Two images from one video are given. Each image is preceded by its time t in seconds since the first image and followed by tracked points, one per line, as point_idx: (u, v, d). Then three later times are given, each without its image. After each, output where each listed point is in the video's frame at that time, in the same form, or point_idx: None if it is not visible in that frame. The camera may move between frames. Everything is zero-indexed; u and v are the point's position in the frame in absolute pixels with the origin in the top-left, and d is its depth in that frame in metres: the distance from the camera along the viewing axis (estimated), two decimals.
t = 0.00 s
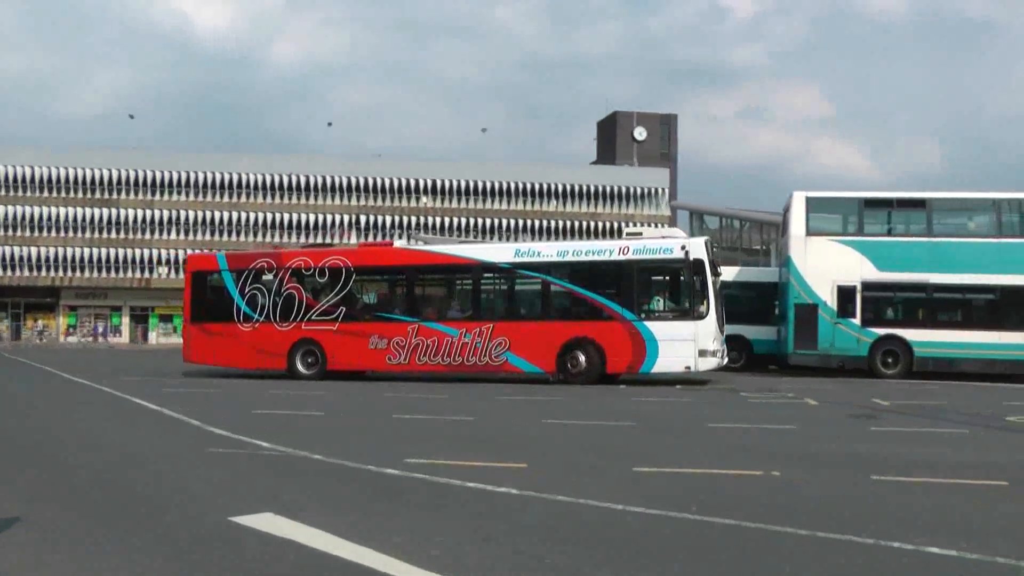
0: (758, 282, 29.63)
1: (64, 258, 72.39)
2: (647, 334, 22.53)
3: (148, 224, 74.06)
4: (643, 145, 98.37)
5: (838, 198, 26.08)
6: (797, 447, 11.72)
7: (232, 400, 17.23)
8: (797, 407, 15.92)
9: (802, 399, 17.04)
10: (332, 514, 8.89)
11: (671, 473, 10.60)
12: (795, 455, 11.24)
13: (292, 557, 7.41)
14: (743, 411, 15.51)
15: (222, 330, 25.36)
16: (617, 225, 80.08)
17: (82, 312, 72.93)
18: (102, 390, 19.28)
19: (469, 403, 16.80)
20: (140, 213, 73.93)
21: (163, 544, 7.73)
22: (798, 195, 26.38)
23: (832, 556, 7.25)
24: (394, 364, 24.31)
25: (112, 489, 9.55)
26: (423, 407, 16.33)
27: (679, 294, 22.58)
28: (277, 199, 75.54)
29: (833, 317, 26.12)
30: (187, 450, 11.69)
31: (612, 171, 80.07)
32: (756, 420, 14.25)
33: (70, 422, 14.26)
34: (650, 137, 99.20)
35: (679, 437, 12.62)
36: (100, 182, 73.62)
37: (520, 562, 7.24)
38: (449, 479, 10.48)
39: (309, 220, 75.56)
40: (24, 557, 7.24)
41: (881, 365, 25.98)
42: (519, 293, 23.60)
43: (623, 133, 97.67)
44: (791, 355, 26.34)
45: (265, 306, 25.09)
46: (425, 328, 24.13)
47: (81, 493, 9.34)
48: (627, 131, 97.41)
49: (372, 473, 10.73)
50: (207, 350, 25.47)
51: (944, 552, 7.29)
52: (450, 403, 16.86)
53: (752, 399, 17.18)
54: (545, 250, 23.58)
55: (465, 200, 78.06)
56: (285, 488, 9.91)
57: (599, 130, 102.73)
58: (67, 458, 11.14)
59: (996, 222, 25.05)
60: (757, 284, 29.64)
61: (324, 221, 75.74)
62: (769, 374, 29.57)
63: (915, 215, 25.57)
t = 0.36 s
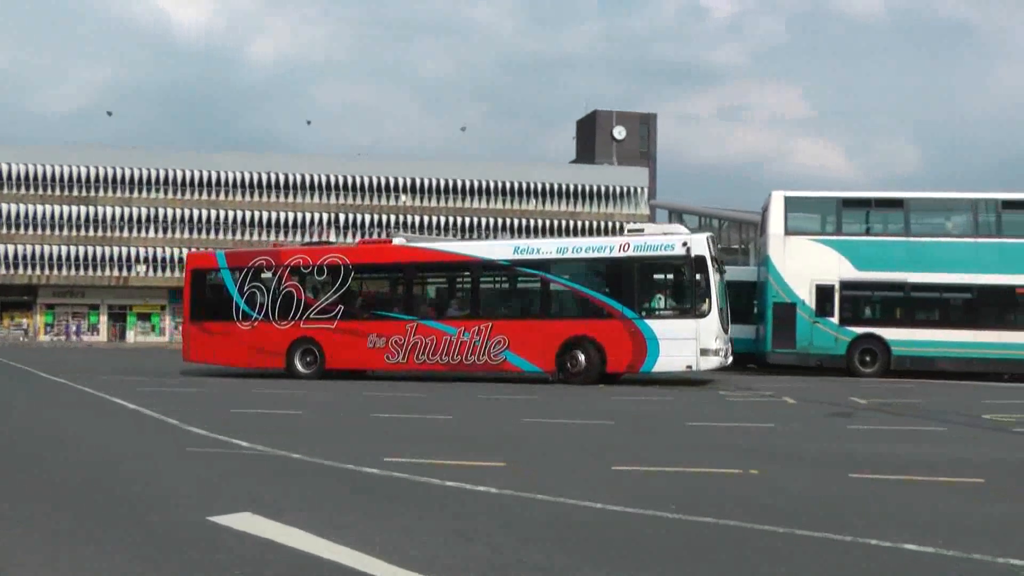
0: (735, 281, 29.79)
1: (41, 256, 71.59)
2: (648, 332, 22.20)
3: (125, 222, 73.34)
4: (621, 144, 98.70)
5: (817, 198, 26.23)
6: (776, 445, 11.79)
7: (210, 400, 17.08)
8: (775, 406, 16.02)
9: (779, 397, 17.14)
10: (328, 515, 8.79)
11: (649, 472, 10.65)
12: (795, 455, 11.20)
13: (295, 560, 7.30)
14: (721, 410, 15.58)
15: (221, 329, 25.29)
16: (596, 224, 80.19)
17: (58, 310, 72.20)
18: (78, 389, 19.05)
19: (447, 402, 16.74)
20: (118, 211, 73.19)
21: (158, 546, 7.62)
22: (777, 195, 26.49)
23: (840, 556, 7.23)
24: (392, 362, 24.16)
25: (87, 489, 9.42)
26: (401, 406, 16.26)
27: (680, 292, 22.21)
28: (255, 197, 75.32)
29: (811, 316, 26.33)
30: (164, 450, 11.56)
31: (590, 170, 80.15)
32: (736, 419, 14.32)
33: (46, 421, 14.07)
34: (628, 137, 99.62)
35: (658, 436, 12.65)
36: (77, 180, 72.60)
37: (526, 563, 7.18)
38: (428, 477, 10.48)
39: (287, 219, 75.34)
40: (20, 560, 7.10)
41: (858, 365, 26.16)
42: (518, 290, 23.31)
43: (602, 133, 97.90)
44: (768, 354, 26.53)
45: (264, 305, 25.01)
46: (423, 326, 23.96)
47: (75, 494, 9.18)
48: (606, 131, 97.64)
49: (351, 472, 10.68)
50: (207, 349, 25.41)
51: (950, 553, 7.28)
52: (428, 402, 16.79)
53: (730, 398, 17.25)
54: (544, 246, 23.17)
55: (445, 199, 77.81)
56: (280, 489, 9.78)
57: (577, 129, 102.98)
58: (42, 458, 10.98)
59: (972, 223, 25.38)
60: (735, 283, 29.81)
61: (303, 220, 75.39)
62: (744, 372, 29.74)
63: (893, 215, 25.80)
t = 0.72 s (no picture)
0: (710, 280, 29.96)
1: (14, 255, 70.97)
2: (649, 331, 21.73)
3: (99, 220, 72.63)
4: (598, 143, 98.90)
5: (792, 197, 26.53)
6: (753, 444, 11.84)
7: (188, 399, 16.96)
8: (753, 405, 16.09)
9: (755, 396, 17.22)
10: (324, 516, 8.68)
11: (624, 470, 10.68)
12: (795, 455, 11.17)
13: (288, 560, 7.23)
14: (700, 409, 15.64)
15: (220, 328, 25.11)
16: (573, 223, 80.14)
17: (32, 309, 71.60)
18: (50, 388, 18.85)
19: (426, 401, 16.69)
20: (93, 209, 72.44)
21: (154, 546, 7.51)
22: (751, 194, 26.78)
23: (845, 552, 7.22)
24: (390, 362, 23.87)
25: (58, 489, 9.31)
26: (380, 405, 16.20)
27: (681, 289, 21.75)
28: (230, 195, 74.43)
29: (785, 315, 26.52)
30: (139, 449, 11.45)
31: (566, 169, 80.08)
32: (714, 418, 14.38)
33: (24, 420, 13.93)
34: (605, 136, 99.86)
35: (635, 436, 12.69)
36: (51, 177, 72.03)
37: (531, 563, 7.10)
38: (404, 476, 10.46)
39: (264, 217, 74.63)
40: (14, 563, 6.97)
41: (833, 363, 26.38)
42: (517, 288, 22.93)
43: (579, 131, 98.06)
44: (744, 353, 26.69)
45: (263, 304, 24.85)
46: (421, 325, 23.62)
47: (67, 495, 9.03)
48: (583, 130, 97.80)
49: (327, 471, 10.63)
50: (206, 348, 25.21)
51: (960, 549, 7.29)
52: (407, 401, 16.74)
53: (705, 396, 17.32)
54: (544, 244, 22.75)
55: (421, 198, 77.51)
56: (275, 490, 9.66)
57: (555, 128, 103.11)
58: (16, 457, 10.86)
59: (946, 223, 25.70)
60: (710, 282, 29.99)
61: (278, 218, 74.86)
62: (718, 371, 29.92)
63: (868, 215, 26.08)
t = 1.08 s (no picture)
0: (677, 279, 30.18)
1: None
2: (648, 330, 21.28)
3: (65, 219, 71.59)
4: (568, 142, 99.18)
5: (761, 196, 26.82)
6: (723, 443, 11.91)
7: (158, 399, 16.80)
8: (723, 404, 16.19)
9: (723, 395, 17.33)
10: (303, 518, 8.60)
11: (593, 469, 10.70)
12: (796, 455, 11.15)
13: (255, 560, 7.17)
14: (672, 408, 15.70)
15: (216, 327, 24.97)
16: (542, 222, 80.14)
17: None
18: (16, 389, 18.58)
19: (398, 400, 16.64)
20: (60, 207, 71.42)
21: (156, 551, 7.34)
22: (719, 194, 26.99)
23: (858, 552, 7.19)
24: (385, 362, 23.60)
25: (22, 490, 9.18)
26: (351, 404, 16.13)
27: (681, 287, 21.28)
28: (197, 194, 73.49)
29: (754, 313, 26.89)
30: (105, 450, 11.31)
31: (534, 168, 80.07)
32: (686, 417, 14.45)
33: None
34: (574, 136, 100.18)
35: (605, 434, 12.72)
36: (15, 175, 71.08)
37: (513, 563, 7.09)
38: (373, 476, 10.39)
39: (232, 216, 74.03)
40: (13, 569, 6.82)
41: (801, 361, 26.60)
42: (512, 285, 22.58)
43: (548, 130, 98.26)
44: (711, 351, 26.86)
45: (259, 302, 24.68)
46: (416, 324, 23.34)
47: (61, 499, 8.86)
48: (552, 128, 98.00)
49: (295, 471, 10.55)
50: (203, 348, 25.08)
51: (941, 547, 7.35)
52: (378, 400, 16.67)
53: (673, 395, 17.41)
54: (540, 239, 22.39)
55: (390, 197, 77.34)
56: (273, 493, 9.51)
57: (524, 127, 103.24)
58: None
59: (913, 222, 26.08)
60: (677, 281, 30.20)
61: (245, 216, 74.24)
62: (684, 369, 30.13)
63: (835, 214, 26.48)
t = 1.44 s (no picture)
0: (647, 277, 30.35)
1: None
2: (654, 328, 20.97)
3: (34, 217, 70.59)
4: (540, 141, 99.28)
5: (734, 195, 27.08)
6: (698, 442, 11.98)
7: (133, 399, 16.62)
8: (698, 403, 16.29)
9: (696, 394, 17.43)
10: (276, 518, 8.55)
11: (565, 468, 10.73)
12: (769, 453, 11.26)
13: (228, 561, 7.12)
14: (648, 406, 15.76)
15: (221, 326, 24.99)
16: (514, 221, 80.11)
17: None
18: None
19: (374, 399, 16.57)
20: (29, 206, 70.49)
21: (137, 553, 7.27)
22: (692, 192, 27.16)
23: (841, 551, 7.28)
24: (389, 362, 23.39)
25: None
26: (324, 404, 16.03)
27: (689, 284, 20.92)
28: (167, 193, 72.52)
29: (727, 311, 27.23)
30: (75, 450, 11.17)
31: (505, 168, 80.03)
32: (662, 415, 14.50)
33: None
34: (546, 135, 100.32)
35: (580, 432, 12.75)
36: None
37: (487, 562, 7.11)
38: (344, 476, 10.33)
39: (203, 214, 73.27)
40: None
41: (773, 359, 26.99)
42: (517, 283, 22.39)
43: (520, 129, 98.30)
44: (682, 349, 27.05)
45: (262, 301, 24.65)
46: (419, 323, 23.14)
47: (30, 500, 8.74)
48: (524, 127, 98.02)
49: (267, 471, 10.47)
50: (208, 346, 25.13)
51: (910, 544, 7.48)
52: (352, 399, 16.59)
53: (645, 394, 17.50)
54: (544, 236, 22.17)
55: (361, 195, 76.98)
56: (263, 494, 9.44)
57: (497, 125, 103.21)
58: None
59: (884, 221, 26.42)
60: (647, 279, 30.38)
61: (216, 215, 73.59)
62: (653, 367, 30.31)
63: (806, 213, 26.74)
